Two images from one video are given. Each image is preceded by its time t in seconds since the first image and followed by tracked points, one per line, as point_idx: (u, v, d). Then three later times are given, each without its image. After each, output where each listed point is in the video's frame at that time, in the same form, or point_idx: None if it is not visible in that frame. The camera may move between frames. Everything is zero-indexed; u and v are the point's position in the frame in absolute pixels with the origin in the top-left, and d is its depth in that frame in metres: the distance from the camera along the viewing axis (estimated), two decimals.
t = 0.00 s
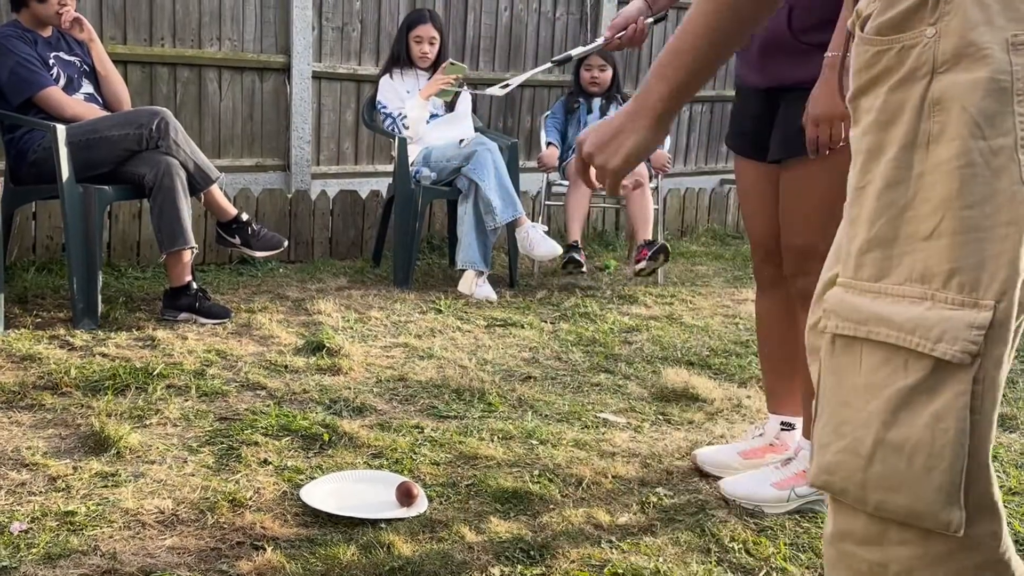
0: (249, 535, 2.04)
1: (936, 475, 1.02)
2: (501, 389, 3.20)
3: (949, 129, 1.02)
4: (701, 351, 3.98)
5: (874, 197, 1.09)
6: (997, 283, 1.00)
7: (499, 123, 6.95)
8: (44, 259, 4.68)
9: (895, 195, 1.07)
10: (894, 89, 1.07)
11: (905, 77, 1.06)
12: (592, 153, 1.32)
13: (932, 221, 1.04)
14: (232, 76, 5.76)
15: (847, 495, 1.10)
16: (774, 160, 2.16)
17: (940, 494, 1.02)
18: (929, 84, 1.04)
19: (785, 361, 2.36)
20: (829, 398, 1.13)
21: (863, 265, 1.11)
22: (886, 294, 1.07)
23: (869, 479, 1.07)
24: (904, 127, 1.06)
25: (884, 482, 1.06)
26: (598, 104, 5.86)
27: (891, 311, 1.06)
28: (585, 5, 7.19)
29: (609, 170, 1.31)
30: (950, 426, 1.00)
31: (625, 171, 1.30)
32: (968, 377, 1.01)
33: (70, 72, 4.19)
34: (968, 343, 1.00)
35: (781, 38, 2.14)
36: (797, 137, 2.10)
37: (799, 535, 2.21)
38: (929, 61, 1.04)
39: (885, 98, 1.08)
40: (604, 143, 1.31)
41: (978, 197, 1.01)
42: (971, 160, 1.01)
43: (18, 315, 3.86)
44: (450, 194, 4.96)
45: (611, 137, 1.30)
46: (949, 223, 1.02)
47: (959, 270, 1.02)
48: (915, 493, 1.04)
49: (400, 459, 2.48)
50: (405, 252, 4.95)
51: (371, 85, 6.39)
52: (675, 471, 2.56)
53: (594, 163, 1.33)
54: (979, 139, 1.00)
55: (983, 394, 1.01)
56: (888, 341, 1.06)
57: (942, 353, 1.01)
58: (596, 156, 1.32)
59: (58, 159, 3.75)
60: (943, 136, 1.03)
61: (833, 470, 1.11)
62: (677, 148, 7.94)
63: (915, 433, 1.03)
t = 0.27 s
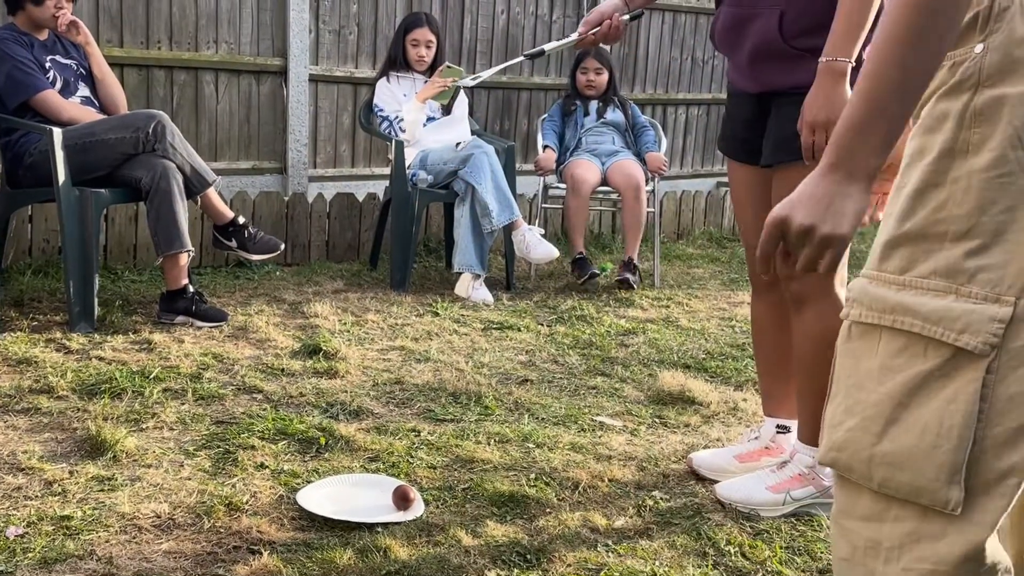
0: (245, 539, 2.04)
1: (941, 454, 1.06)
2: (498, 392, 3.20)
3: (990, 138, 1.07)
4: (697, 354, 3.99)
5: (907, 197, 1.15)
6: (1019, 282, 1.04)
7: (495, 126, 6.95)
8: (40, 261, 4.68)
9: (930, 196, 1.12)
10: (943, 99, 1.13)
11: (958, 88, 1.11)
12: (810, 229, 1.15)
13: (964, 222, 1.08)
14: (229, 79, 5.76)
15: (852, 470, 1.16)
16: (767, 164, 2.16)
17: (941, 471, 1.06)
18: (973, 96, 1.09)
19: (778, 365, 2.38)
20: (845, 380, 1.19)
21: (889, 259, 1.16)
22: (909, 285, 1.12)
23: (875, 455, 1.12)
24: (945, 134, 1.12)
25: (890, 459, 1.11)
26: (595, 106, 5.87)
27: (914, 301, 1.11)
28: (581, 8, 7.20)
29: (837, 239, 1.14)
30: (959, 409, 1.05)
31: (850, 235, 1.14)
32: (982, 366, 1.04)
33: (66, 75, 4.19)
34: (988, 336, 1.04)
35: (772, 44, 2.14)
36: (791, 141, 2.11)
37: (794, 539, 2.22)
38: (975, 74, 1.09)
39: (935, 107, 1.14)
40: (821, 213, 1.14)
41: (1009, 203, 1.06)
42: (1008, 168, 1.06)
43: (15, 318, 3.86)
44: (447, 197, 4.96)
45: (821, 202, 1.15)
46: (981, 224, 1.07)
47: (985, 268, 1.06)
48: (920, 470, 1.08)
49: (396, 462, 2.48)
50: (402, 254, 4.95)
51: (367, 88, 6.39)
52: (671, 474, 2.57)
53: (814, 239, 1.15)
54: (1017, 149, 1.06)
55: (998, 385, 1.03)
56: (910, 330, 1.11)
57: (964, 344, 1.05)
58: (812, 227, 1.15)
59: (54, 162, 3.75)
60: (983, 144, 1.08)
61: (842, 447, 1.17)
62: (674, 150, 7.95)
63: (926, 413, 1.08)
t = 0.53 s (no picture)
0: (241, 548, 2.04)
1: (999, 464, 1.04)
2: (495, 399, 3.20)
3: None
4: (694, 360, 4.00)
5: (954, 203, 1.14)
6: None
7: (492, 131, 6.96)
8: (37, 267, 4.67)
9: (977, 201, 1.11)
10: (988, 103, 1.12)
11: (1006, 91, 1.10)
12: (823, 236, 1.16)
13: (1017, 227, 1.07)
14: (227, 84, 5.77)
15: (895, 481, 1.13)
16: (757, 173, 2.17)
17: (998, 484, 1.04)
18: None
19: (771, 369, 2.38)
20: (888, 390, 1.17)
21: (933, 267, 1.15)
22: (957, 293, 1.11)
23: (923, 466, 1.10)
24: (993, 138, 1.11)
25: (939, 470, 1.08)
26: (591, 112, 5.88)
27: (964, 310, 1.09)
28: (578, 13, 7.21)
29: (851, 248, 1.15)
30: (1016, 418, 1.03)
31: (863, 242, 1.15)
32: None
33: (63, 82, 4.19)
34: None
35: (761, 54, 2.14)
36: (779, 150, 2.12)
37: (791, 547, 2.22)
38: None
39: (981, 111, 1.13)
40: (835, 218, 1.16)
41: None
42: None
43: (11, 325, 3.85)
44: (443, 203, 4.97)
45: (837, 211, 1.17)
46: None
47: None
48: (974, 481, 1.05)
49: (393, 470, 2.49)
50: (399, 259, 4.96)
51: (364, 93, 6.40)
52: (667, 482, 2.57)
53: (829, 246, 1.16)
54: None
55: None
56: (960, 339, 1.09)
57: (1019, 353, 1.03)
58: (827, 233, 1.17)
59: (51, 169, 3.75)
60: None
61: (885, 457, 1.14)
62: (670, 155, 7.97)
63: (981, 422, 1.05)
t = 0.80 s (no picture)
0: (235, 558, 2.04)
1: (1002, 491, 1.03)
2: (489, 406, 3.20)
3: None
4: (688, 366, 4.00)
5: (948, 219, 1.12)
6: None
7: (487, 136, 6.96)
8: (31, 273, 4.66)
9: (970, 218, 1.10)
10: (975, 116, 1.11)
11: (989, 105, 1.09)
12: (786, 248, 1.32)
13: (1011, 244, 1.06)
14: (221, 89, 5.77)
15: (901, 507, 1.11)
16: (749, 182, 2.17)
17: (1002, 511, 1.03)
18: (1014, 111, 1.07)
19: (767, 376, 2.38)
20: (889, 413, 1.15)
21: (930, 286, 1.14)
22: (954, 313, 1.10)
23: (926, 494, 1.08)
24: (984, 151, 1.09)
25: (943, 497, 1.07)
26: (586, 118, 5.89)
27: (962, 331, 1.08)
28: (573, 18, 7.22)
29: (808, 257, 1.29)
30: (1019, 443, 1.02)
31: (815, 255, 1.29)
32: None
33: (57, 87, 4.18)
34: None
35: (751, 61, 2.14)
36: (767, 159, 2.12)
37: (785, 555, 2.22)
38: (1015, 89, 1.07)
39: (967, 122, 1.12)
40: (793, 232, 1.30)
41: None
42: None
43: (5, 331, 3.84)
44: (438, 208, 4.96)
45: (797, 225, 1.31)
46: None
47: None
48: (978, 509, 1.04)
49: (387, 479, 2.48)
50: (394, 264, 4.95)
51: (359, 97, 6.40)
52: (662, 490, 2.57)
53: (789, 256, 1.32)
54: None
55: None
56: (958, 361, 1.07)
57: (1017, 375, 1.02)
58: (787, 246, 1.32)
59: (45, 175, 3.74)
60: None
61: (890, 483, 1.12)
62: (665, 160, 7.98)
63: (985, 448, 1.04)
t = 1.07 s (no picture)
0: (229, 571, 2.03)
1: (995, 519, 0.99)
2: (485, 415, 3.20)
3: None
4: (684, 374, 4.00)
5: (947, 242, 1.08)
6: None
7: (483, 142, 6.96)
8: (25, 280, 4.65)
9: (969, 241, 1.06)
10: (979, 137, 1.06)
11: (997, 124, 1.04)
12: (768, 237, 1.20)
13: (1011, 269, 1.01)
14: (217, 95, 5.76)
15: (894, 531, 1.08)
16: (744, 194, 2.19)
17: (994, 540, 0.99)
18: (1015, 133, 1.03)
19: (763, 389, 2.38)
20: (884, 435, 1.11)
21: (929, 309, 1.10)
22: (952, 337, 1.06)
23: (918, 519, 1.05)
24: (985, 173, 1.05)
25: (935, 524, 1.04)
26: (581, 124, 5.90)
27: (958, 356, 1.04)
28: (569, 24, 7.22)
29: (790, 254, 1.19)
30: (1013, 472, 0.98)
31: (806, 250, 1.19)
32: None
33: (52, 94, 4.18)
34: None
35: (746, 73, 2.13)
36: (763, 172, 2.13)
37: (780, 568, 2.22)
38: (1015, 111, 1.03)
39: (973, 141, 1.07)
40: (777, 225, 1.19)
41: None
42: None
43: None
44: (434, 215, 4.96)
45: (783, 215, 1.18)
46: None
47: None
48: (969, 536, 1.01)
49: (383, 490, 2.48)
50: (390, 271, 4.95)
51: (355, 103, 6.40)
52: (657, 501, 2.57)
53: (771, 248, 1.20)
54: None
55: None
56: (954, 387, 1.03)
57: (1012, 404, 0.98)
58: (768, 235, 1.20)
59: (39, 182, 3.72)
60: None
61: (883, 506, 1.09)
62: (661, 165, 7.99)
63: (979, 475, 1.00)
